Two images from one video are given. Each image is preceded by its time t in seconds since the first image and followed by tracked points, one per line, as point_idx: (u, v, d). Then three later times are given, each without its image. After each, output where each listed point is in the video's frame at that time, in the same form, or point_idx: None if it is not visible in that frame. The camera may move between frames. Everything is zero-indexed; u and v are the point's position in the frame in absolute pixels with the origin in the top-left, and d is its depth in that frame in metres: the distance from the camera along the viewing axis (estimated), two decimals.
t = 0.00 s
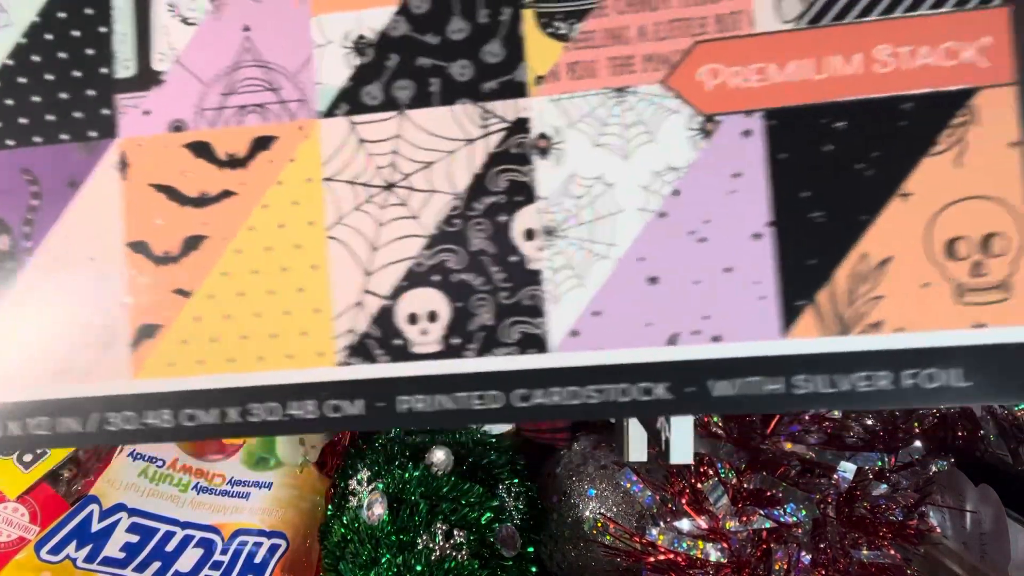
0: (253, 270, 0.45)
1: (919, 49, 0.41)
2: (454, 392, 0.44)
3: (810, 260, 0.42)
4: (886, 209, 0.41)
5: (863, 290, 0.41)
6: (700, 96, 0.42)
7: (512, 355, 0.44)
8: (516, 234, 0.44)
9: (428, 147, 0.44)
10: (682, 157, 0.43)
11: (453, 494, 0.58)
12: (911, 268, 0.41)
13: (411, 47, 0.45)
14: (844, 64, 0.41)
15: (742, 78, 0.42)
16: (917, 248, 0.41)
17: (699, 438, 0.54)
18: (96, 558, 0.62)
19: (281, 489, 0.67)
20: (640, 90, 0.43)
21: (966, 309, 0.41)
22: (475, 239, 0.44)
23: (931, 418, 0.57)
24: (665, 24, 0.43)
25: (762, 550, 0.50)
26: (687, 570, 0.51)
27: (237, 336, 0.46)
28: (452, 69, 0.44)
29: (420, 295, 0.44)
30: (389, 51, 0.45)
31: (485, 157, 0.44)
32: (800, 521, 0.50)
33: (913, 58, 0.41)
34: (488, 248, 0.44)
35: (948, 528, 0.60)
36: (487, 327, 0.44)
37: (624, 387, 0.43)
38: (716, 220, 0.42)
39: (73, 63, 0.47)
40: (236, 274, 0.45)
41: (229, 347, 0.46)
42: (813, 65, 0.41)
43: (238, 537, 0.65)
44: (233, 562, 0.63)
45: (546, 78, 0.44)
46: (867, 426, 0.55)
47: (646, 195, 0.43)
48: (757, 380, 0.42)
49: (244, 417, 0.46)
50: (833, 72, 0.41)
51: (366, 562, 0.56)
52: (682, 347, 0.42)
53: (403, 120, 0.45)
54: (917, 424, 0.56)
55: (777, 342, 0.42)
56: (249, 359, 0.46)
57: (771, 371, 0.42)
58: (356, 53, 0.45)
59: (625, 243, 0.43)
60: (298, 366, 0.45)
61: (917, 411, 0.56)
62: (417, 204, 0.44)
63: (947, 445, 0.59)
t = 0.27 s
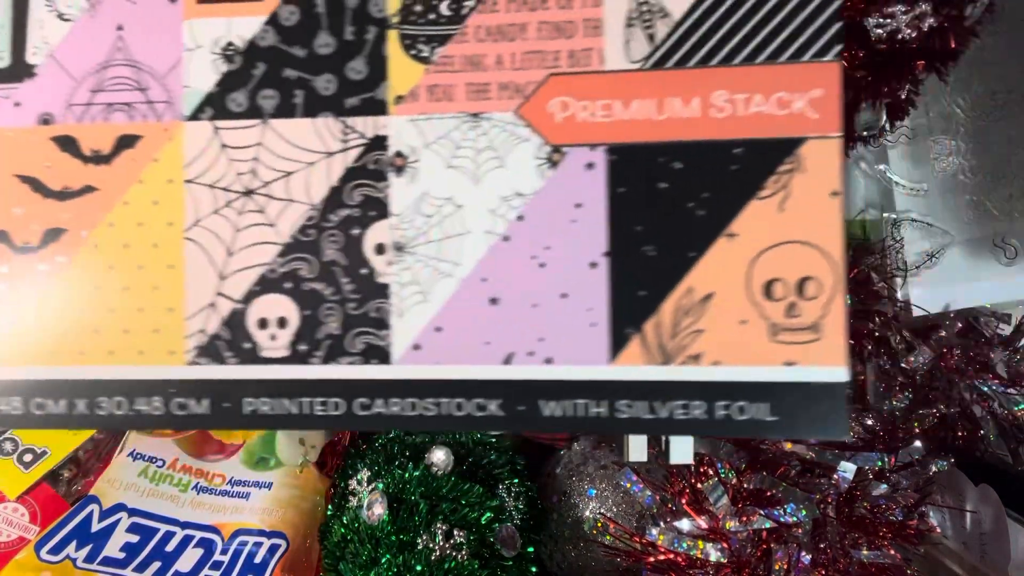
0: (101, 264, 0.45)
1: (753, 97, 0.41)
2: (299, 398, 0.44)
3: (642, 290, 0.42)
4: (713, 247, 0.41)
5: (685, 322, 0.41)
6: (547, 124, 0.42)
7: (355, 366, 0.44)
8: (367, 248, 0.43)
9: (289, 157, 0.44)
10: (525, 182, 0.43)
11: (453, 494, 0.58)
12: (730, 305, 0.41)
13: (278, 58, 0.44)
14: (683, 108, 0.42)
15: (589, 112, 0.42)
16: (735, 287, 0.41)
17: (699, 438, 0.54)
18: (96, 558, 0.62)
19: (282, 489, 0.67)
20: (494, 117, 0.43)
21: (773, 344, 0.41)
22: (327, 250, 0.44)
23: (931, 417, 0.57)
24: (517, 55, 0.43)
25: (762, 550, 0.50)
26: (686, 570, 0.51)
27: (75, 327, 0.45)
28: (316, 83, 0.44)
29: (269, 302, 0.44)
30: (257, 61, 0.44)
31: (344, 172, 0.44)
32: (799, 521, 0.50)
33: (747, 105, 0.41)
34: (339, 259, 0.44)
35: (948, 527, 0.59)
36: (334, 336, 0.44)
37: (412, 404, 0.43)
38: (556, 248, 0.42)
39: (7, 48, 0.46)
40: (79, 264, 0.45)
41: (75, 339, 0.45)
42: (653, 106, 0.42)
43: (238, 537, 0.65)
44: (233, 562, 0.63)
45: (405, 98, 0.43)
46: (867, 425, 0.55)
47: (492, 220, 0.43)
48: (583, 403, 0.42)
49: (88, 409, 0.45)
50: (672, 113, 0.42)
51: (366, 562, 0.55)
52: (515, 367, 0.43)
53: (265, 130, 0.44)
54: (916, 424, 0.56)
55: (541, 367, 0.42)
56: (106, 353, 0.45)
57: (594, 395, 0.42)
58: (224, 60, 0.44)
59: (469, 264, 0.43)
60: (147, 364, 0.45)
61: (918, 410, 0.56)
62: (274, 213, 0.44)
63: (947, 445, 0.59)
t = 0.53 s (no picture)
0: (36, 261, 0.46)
1: (677, 112, 0.42)
2: (229, 395, 0.45)
3: (566, 300, 0.43)
4: (635, 258, 0.43)
5: (607, 331, 0.43)
6: (480, 134, 0.43)
7: (284, 365, 0.45)
8: (300, 250, 0.44)
9: (224, 158, 0.45)
10: (458, 188, 0.44)
11: (454, 494, 0.58)
12: (650, 314, 0.43)
13: (218, 59, 0.45)
14: (610, 121, 0.43)
15: (519, 121, 0.43)
16: (654, 298, 0.42)
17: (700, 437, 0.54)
18: (96, 558, 0.62)
19: (281, 489, 0.67)
20: (428, 123, 0.44)
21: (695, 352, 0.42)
22: (261, 251, 0.44)
23: (931, 417, 0.57)
24: (452, 64, 0.44)
25: (763, 551, 0.50)
26: (687, 570, 0.51)
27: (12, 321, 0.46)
28: (254, 86, 0.45)
29: (204, 300, 0.45)
30: (195, 62, 0.45)
31: (279, 174, 0.44)
32: (800, 521, 0.50)
33: (672, 120, 0.42)
34: (272, 260, 0.44)
35: (948, 528, 0.59)
36: (265, 336, 0.45)
37: (339, 404, 0.44)
38: (483, 255, 0.43)
39: None
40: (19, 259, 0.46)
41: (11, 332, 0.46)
42: (581, 117, 0.43)
43: (238, 537, 0.65)
44: (233, 562, 0.63)
45: (341, 103, 0.44)
46: (867, 426, 0.55)
47: (422, 225, 0.44)
48: (504, 407, 0.43)
49: (24, 401, 0.46)
50: (598, 125, 0.43)
51: (367, 562, 0.55)
52: (440, 370, 0.44)
53: (203, 130, 0.45)
54: (916, 423, 0.56)
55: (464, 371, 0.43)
56: (39, 346, 0.46)
57: (516, 399, 0.43)
58: (165, 60, 0.45)
59: (399, 269, 0.44)
60: (86, 359, 0.46)
61: (919, 410, 0.56)
62: (209, 212, 0.45)
63: (946, 445, 0.59)
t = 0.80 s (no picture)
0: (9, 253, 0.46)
1: (641, 112, 0.42)
2: (198, 389, 0.45)
3: (529, 298, 0.43)
4: (598, 255, 0.43)
5: (568, 328, 0.43)
6: (445, 133, 0.43)
7: (251, 361, 0.45)
8: (269, 246, 0.45)
9: (195, 155, 0.45)
10: (424, 186, 0.44)
11: (454, 494, 0.58)
12: (610, 313, 0.43)
13: (189, 58, 0.45)
14: (575, 121, 0.42)
15: (485, 120, 0.43)
16: (614, 296, 0.43)
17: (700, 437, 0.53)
18: (96, 558, 0.62)
19: (282, 489, 0.68)
20: (395, 122, 0.44)
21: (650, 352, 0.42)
22: (230, 247, 0.45)
23: (931, 417, 0.57)
24: (421, 63, 0.44)
25: (762, 550, 0.51)
26: (687, 570, 0.51)
27: None
28: (225, 84, 0.45)
29: (176, 295, 0.45)
30: (168, 60, 0.45)
31: (248, 171, 0.44)
32: (799, 521, 0.50)
33: (635, 120, 0.42)
34: (242, 256, 0.45)
35: (948, 528, 0.59)
36: (233, 331, 0.45)
37: (302, 399, 0.44)
38: (448, 253, 0.44)
39: None
40: None
41: None
42: (547, 116, 0.43)
43: (238, 537, 0.65)
44: (233, 562, 0.63)
45: (310, 101, 0.44)
46: (867, 426, 0.54)
47: (388, 223, 0.44)
48: (467, 403, 0.43)
49: (1, 392, 0.46)
50: (564, 125, 0.43)
51: (367, 562, 0.55)
52: (403, 366, 0.43)
53: (175, 127, 0.45)
54: (917, 423, 0.56)
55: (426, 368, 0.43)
56: (22, 337, 0.46)
57: (478, 395, 0.43)
58: (140, 58, 0.45)
59: (365, 266, 0.44)
60: (61, 351, 0.46)
61: (919, 410, 0.56)
62: (180, 208, 0.45)
63: (946, 445, 0.59)
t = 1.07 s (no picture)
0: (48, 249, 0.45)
1: (673, 91, 0.40)
2: (237, 378, 0.44)
3: (562, 281, 0.41)
4: (632, 237, 0.41)
5: (600, 312, 0.41)
6: (475, 119, 0.42)
7: (287, 350, 0.44)
8: (299, 236, 0.43)
9: (227, 148, 0.44)
10: (454, 171, 0.42)
11: (454, 494, 0.58)
12: (644, 295, 0.41)
13: (218, 50, 0.44)
14: (606, 101, 0.41)
15: (514, 105, 0.42)
16: (650, 278, 0.41)
17: (699, 438, 0.53)
18: (96, 558, 0.62)
19: (282, 489, 0.68)
20: (424, 108, 0.42)
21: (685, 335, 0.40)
22: (263, 238, 0.44)
23: (931, 417, 0.57)
24: (448, 48, 0.42)
25: (762, 550, 0.50)
26: (687, 570, 0.51)
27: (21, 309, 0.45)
28: (254, 75, 0.44)
29: (212, 286, 0.44)
30: (197, 53, 0.44)
31: (280, 163, 0.43)
32: (799, 521, 0.50)
33: (666, 99, 0.40)
34: (275, 246, 0.44)
35: (948, 527, 0.59)
36: (268, 321, 0.44)
37: (332, 389, 0.43)
38: (479, 238, 0.42)
39: None
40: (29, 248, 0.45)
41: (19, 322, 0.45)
42: (576, 98, 0.41)
43: (238, 537, 0.65)
44: (233, 562, 0.63)
45: (337, 91, 0.43)
46: (867, 426, 0.54)
47: (420, 209, 0.42)
48: (500, 388, 0.42)
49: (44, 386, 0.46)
50: (593, 107, 0.41)
51: (367, 562, 0.55)
52: (437, 353, 0.42)
53: (206, 120, 0.44)
54: (917, 423, 0.56)
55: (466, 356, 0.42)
56: (68, 333, 0.45)
57: (512, 380, 0.42)
58: (169, 53, 0.44)
59: (396, 253, 0.43)
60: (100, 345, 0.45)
61: (919, 410, 0.56)
62: (213, 201, 0.44)
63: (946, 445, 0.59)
